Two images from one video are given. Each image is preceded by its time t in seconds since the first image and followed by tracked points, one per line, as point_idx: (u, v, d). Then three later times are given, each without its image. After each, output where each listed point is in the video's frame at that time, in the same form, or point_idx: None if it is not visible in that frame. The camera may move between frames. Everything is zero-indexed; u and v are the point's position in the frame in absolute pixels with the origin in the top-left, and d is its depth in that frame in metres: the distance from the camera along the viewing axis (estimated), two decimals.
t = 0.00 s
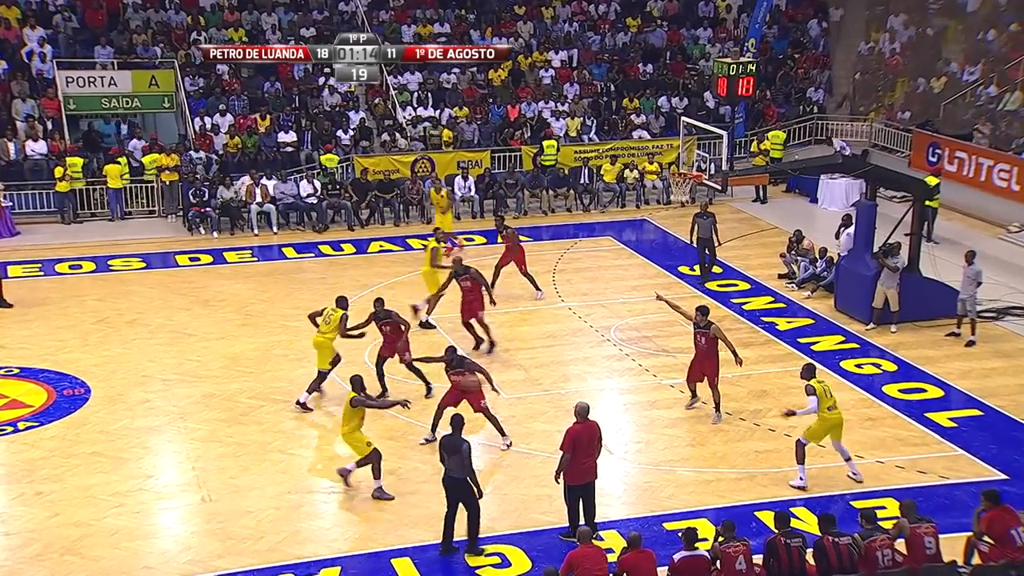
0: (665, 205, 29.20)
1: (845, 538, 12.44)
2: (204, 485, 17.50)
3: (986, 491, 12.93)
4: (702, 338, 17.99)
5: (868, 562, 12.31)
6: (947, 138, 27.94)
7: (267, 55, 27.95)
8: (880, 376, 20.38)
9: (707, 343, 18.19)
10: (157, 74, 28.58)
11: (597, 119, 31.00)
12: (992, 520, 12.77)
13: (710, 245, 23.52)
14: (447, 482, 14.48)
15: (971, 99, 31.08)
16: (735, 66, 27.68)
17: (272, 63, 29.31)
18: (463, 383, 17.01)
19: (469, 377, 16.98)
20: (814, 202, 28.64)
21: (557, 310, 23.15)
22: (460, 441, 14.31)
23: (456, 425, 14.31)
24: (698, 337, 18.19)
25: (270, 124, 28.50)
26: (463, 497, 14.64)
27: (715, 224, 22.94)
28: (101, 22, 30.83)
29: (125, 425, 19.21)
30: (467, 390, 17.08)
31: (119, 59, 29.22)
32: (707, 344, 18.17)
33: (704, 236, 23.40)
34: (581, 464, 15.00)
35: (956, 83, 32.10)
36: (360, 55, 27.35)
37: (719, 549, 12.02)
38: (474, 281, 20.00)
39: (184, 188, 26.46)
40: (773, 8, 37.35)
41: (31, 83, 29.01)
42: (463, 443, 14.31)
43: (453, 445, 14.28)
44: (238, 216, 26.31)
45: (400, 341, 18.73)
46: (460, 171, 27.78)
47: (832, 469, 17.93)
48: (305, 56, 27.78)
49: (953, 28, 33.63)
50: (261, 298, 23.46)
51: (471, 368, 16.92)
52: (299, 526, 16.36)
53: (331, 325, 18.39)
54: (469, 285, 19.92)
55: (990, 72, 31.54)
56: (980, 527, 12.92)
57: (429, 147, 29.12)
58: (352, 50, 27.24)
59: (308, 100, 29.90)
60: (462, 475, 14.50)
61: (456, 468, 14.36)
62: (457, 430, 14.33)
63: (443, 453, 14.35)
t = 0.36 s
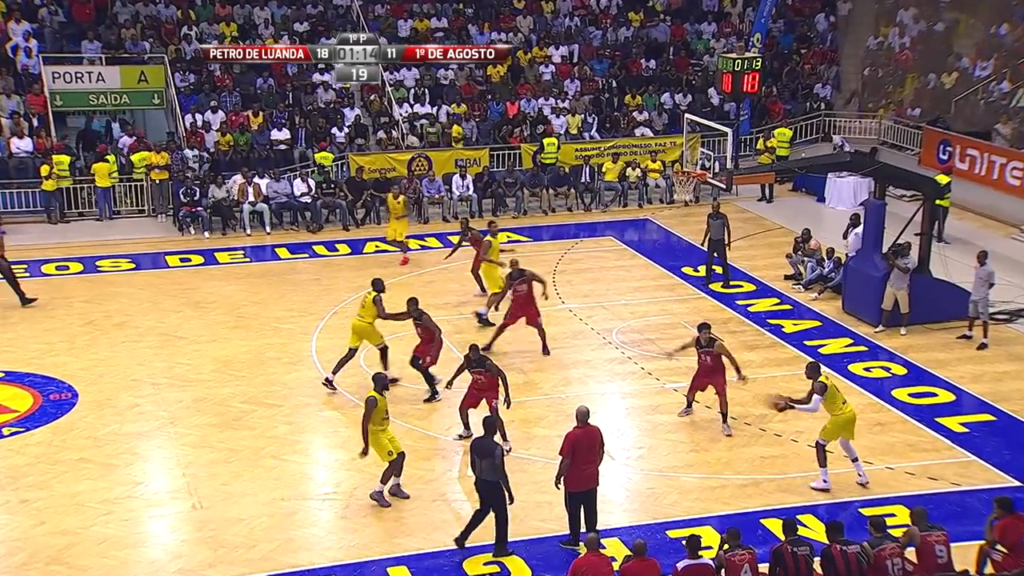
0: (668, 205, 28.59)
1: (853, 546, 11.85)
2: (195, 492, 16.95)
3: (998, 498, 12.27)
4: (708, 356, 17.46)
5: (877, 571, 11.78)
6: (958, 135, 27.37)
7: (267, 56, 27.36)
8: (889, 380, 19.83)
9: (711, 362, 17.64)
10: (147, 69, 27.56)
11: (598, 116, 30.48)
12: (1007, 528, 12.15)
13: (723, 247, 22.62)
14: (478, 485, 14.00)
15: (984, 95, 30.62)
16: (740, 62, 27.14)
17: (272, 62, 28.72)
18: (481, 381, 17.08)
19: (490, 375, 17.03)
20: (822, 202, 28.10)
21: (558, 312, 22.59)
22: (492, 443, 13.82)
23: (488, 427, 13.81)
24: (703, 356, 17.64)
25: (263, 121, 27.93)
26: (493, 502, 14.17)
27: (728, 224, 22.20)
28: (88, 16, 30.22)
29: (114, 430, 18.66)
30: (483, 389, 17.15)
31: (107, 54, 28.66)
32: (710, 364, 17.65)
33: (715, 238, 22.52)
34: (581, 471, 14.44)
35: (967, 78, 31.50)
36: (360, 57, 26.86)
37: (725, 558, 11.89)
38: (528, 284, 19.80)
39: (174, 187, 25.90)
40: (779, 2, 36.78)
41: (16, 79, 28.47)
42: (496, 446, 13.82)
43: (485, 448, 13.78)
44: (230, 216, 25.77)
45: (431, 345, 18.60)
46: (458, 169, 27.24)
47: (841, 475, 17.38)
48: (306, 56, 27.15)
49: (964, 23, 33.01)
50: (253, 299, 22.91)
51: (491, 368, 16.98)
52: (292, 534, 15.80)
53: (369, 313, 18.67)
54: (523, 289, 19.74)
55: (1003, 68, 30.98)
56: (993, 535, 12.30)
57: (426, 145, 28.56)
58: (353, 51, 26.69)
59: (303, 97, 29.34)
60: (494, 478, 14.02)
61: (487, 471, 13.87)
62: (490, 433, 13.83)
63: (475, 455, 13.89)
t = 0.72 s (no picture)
0: (672, 205, 28.05)
1: (863, 556, 11.47)
2: (186, 501, 16.41)
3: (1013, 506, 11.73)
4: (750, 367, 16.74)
5: None
6: (971, 133, 26.82)
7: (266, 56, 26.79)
8: (900, 386, 19.29)
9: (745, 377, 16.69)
10: (138, 67, 27.37)
11: (600, 115, 29.95)
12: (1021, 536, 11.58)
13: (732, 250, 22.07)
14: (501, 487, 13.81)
15: (997, 92, 29.93)
16: (746, 59, 26.62)
17: (271, 62, 28.12)
18: (482, 378, 16.67)
19: (490, 371, 16.63)
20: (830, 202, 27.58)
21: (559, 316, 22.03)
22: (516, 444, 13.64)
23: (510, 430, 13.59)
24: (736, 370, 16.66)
25: (257, 120, 27.35)
26: (515, 507, 13.99)
27: (738, 227, 21.65)
28: (76, 12, 29.61)
29: (103, 437, 18.12)
30: (484, 386, 16.73)
31: (96, 51, 28.10)
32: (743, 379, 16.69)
33: (725, 240, 21.98)
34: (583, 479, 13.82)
35: (979, 76, 30.89)
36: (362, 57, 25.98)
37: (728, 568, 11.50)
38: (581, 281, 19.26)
39: (166, 187, 25.37)
40: None
41: (2, 76, 27.91)
42: (519, 448, 13.62)
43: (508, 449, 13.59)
44: (222, 217, 25.25)
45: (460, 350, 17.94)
46: (458, 168, 26.73)
47: (850, 483, 16.84)
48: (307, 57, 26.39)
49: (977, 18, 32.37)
50: (247, 303, 22.37)
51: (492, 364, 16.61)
52: (287, 544, 15.27)
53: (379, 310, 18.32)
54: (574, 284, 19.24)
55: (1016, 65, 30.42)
56: (1007, 545, 11.72)
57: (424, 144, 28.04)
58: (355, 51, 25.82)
59: (298, 95, 28.78)
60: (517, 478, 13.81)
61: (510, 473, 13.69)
62: (512, 434, 13.64)
63: (498, 455, 13.74)
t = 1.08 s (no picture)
0: (677, 206, 27.57)
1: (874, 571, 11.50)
2: (176, 511, 15.81)
3: None
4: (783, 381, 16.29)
5: None
6: (985, 133, 26.35)
7: (263, 55, 26.21)
8: (912, 393, 18.71)
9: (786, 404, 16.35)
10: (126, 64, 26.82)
11: (603, 114, 29.37)
12: None
13: (739, 251, 21.46)
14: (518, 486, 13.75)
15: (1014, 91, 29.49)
16: (754, 56, 26.02)
17: (273, 62, 27.29)
18: (493, 382, 16.21)
19: (501, 375, 16.18)
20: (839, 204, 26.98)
21: (561, 321, 21.43)
22: (533, 444, 13.56)
23: (527, 427, 13.48)
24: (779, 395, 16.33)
25: (250, 119, 26.73)
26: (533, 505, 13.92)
27: (744, 228, 21.06)
28: (63, 7, 28.98)
29: (90, 446, 17.52)
30: (493, 390, 16.25)
31: (84, 47, 27.46)
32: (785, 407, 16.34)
33: (731, 242, 21.39)
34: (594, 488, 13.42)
35: (995, 73, 30.46)
36: (360, 57, 25.69)
37: None
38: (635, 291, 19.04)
39: (156, 188, 24.78)
40: None
41: None
42: (536, 447, 13.55)
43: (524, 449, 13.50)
44: (214, 219, 24.65)
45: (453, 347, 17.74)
46: (456, 169, 26.18)
47: (861, 493, 16.25)
48: (305, 56, 25.91)
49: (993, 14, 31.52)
50: (240, 307, 21.78)
51: (502, 365, 16.18)
52: (280, 555, 14.68)
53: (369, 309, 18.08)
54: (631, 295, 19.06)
55: None
56: None
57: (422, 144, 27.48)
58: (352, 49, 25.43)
59: (292, 93, 28.15)
60: (535, 481, 13.73)
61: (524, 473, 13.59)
62: (529, 433, 13.55)
63: (515, 456, 13.59)
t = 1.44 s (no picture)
0: (682, 208, 26.85)
1: None
2: (167, 522, 15.24)
3: None
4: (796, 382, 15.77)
5: None
6: (1000, 132, 25.83)
7: (262, 55, 25.62)
8: (925, 401, 18.14)
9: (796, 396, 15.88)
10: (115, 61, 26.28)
11: (606, 113, 28.80)
12: None
13: (746, 254, 20.94)
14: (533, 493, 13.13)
15: None
16: (760, 54, 25.51)
17: (275, 63, 26.59)
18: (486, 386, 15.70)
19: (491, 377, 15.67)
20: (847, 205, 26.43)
21: (563, 326, 20.87)
22: (550, 451, 12.93)
23: (544, 432, 12.90)
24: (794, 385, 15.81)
25: (242, 118, 26.13)
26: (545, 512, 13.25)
27: (751, 231, 20.56)
28: (50, 3, 28.39)
29: (77, 455, 16.95)
30: (486, 394, 15.78)
31: (70, 44, 26.85)
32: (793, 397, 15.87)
33: (738, 245, 20.89)
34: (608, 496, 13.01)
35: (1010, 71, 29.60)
36: (361, 57, 25.20)
37: None
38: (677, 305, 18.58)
39: (145, 189, 24.20)
40: None
41: None
42: (553, 454, 12.91)
43: (541, 456, 12.87)
44: (206, 221, 24.09)
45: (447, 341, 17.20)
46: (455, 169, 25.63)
47: (874, 503, 15.68)
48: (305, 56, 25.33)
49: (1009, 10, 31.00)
50: (232, 312, 21.21)
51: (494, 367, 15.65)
52: (272, 568, 14.11)
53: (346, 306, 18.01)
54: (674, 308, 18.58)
55: None
56: None
57: (419, 144, 26.92)
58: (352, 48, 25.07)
59: (286, 91, 27.54)
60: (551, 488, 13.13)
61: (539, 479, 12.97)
62: (546, 438, 12.97)
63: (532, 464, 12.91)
